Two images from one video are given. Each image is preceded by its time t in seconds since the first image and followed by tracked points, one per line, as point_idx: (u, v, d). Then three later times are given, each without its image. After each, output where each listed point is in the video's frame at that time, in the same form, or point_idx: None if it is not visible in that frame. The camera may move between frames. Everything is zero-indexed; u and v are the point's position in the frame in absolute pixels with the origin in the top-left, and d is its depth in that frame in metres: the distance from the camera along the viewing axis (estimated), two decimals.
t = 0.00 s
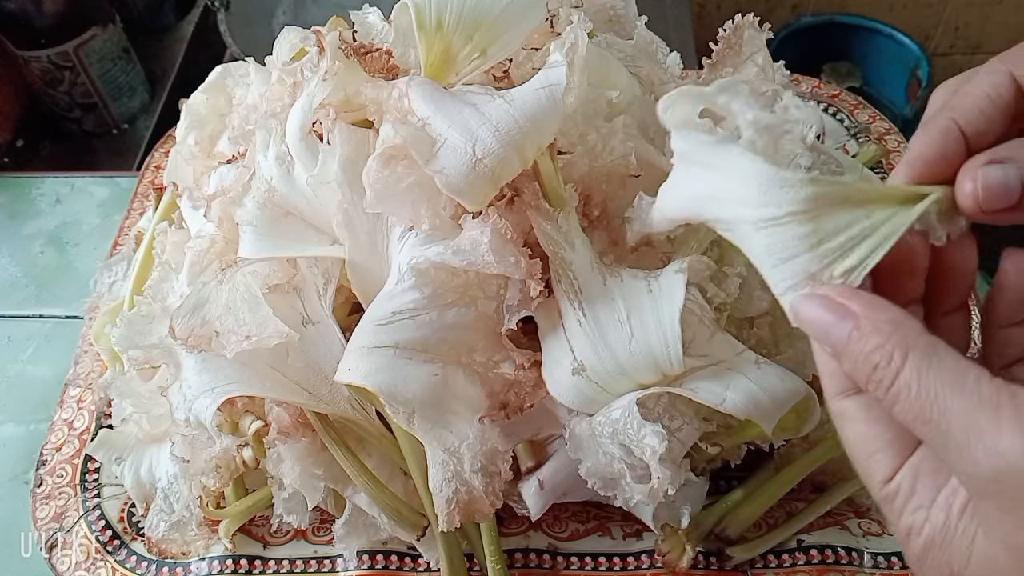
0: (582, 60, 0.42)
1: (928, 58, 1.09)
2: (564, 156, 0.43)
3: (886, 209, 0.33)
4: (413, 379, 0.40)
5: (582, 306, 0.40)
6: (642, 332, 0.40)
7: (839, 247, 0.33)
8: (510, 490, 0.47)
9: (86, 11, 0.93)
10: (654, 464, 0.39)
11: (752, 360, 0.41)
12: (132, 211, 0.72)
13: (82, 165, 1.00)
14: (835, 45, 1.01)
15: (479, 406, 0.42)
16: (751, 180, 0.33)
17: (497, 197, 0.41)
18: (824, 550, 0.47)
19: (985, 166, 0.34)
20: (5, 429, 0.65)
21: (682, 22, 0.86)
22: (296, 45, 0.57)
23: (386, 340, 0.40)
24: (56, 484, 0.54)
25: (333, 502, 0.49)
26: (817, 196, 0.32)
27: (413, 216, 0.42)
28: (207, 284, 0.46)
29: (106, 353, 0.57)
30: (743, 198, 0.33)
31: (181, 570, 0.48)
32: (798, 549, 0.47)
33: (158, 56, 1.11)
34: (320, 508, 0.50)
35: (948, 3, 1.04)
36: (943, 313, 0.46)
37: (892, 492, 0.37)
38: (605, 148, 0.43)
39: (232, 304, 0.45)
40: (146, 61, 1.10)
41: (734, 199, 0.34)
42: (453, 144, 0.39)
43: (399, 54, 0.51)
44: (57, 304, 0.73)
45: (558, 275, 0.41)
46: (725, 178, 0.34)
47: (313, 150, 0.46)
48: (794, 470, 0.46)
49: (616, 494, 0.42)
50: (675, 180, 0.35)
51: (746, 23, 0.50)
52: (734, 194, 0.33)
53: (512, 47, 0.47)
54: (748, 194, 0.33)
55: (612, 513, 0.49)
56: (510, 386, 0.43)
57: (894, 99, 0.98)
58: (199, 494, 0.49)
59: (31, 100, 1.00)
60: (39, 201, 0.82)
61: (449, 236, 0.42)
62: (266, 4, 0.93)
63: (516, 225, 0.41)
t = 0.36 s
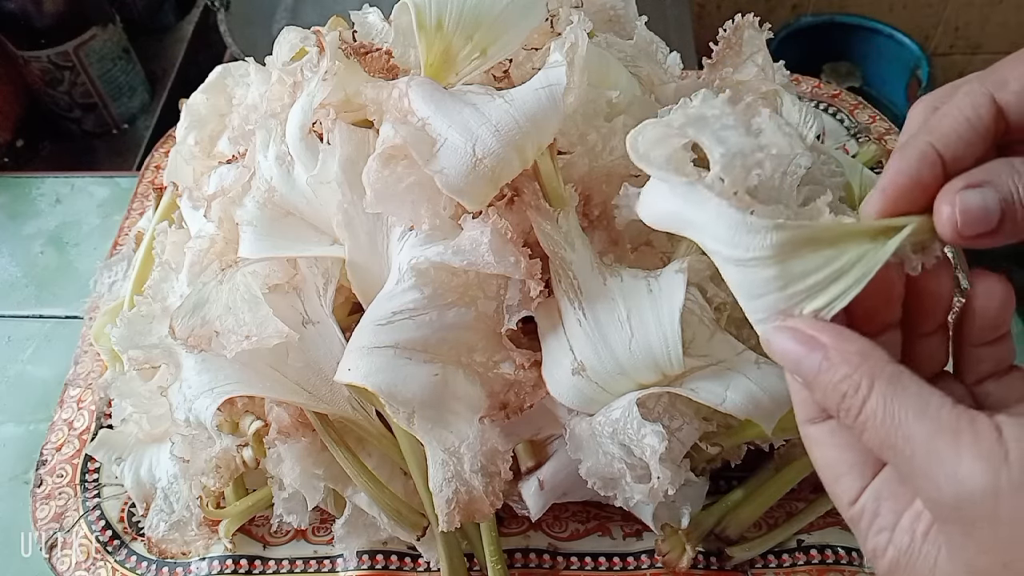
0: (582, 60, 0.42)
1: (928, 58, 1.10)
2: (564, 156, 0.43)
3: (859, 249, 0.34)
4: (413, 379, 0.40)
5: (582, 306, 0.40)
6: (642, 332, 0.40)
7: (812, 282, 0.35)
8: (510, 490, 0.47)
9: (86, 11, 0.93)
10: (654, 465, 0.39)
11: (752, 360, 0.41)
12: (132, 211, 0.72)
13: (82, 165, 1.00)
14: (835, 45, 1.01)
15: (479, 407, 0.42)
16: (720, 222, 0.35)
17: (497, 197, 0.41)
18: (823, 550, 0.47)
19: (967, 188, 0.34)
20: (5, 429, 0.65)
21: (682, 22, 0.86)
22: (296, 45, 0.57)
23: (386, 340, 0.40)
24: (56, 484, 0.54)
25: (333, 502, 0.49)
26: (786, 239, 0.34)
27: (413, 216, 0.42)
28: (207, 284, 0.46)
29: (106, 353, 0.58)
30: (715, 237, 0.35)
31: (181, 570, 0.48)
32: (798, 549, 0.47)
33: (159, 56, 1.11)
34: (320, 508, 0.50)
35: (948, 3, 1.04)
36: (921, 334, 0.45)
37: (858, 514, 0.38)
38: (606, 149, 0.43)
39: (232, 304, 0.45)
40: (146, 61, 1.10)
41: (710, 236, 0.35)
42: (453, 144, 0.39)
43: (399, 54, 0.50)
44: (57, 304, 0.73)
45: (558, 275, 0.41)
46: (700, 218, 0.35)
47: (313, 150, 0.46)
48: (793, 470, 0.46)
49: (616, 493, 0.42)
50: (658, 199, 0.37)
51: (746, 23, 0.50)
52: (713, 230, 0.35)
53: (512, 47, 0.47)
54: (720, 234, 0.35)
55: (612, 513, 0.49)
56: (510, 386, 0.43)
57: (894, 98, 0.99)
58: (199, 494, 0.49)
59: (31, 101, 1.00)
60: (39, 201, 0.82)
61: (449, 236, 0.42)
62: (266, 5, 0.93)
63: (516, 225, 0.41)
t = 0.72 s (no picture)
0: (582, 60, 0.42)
1: (928, 58, 1.10)
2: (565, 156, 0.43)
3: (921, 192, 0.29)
4: (413, 379, 0.40)
5: (582, 306, 0.40)
6: (642, 332, 0.40)
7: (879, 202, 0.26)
8: (510, 490, 0.47)
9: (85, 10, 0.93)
10: (654, 465, 0.39)
11: (752, 360, 0.41)
12: (132, 211, 0.72)
13: (82, 165, 1.00)
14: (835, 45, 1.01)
15: (480, 406, 0.42)
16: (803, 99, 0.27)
17: (497, 197, 0.41)
18: (823, 550, 0.47)
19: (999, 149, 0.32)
20: (5, 429, 0.65)
21: (682, 22, 0.86)
22: (296, 44, 0.57)
23: (385, 340, 0.40)
24: (56, 484, 0.54)
25: (333, 502, 0.49)
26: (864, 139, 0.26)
27: (413, 216, 0.42)
28: (207, 284, 0.46)
29: (106, 353, 0.57)
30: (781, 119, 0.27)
31: (181, 570, 0.48)
32: (798, 549, 0.47)
33: (158, 56, 1.11)
34: (320, 508, 0.50)
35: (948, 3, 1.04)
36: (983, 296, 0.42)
37: (874, 452, 0.31)
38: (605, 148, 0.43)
39: (232, 304, 0.45)
40: (146, 61, 1.10)
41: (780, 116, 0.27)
42: (453, 144, 0.39)
43: (399, 54, 0.50)
44: (57, 304, 0.73)
45: (558, 275, 0.41)
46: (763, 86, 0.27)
47: (313, 150, 0.46)
48: (794, 470, 0.46)
49: (616, 493, 0.42)
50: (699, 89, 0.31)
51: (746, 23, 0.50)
52: (782, 105, 0.27)
53: (512, 47, 0.47)
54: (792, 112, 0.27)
55: (612, 513, 0.49)
56: (510, 386, 0.43)
57: (894, 98, 0.98)
58: (199, 494, 0.49)
59: (31, 100, 1.00)
60: (40, 201, 0.82)
61: (449, 236, 0.42)
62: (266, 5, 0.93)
63: (516, 225, 0.41)
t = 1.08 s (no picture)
0: (582, 60, 0.42)
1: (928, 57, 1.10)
2: (564, 156, 0.43)
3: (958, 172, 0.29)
4: (413, 379, 0.40)
5: (582, 306, 0.40)
6: (642, 332, 0.40)
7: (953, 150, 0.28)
8: (510, 490, 0.47)
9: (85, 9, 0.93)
10: (654, 464, 0.39)
11: (752, 360, 0.41)
12: (132, 211, 0.72)
13: (82, 165, 1.00)
14: (835, 45, 1.01)
15: (480, 407, 0.42)
16: None
17: (497, 197, 0.41)
18: (823, 550, 0.47)
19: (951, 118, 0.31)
20: (5, 429, 0.65)
21: (682, 22, 0.86)
22: (296, 44, 0.57)
23: (385, 340, 0.40)
24: (56, 484, 0.54)
25: (332, 502, 0.49)
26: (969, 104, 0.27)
27: (413, 216, 0.42)
28: (207, 284, 0.46)
29: (106, 353, 0.57)
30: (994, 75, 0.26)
31: (181, 570, 0.48)
32: (798, 548, 0.47)
33: (159, 55, 1.11)
34: (320, 508, 0.50)
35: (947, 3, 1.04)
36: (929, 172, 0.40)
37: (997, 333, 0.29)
38: (605, 148, 0.43)
39: (232, 304, 0.45)
40: (146, 61, 1.10)
41: None
42: (453, 144, 0.39)
43: (399, 54, 0.50)
44: (57, 304, 0.73)
45: (558, 275, 0.41)
46: None
47: (313, 150, 0.46)
48: (794, 470, 0.46)
49: (616, 493, 0.42)
50: None
51: (746, 23, 0.50)
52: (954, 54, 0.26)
53: (512, 46, 0.47)
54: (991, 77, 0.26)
55: (613, 513, 0.49)
56: (510, 386, 0.43)
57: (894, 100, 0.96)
58: (199, 494, 0.49)
59: (31, 100, 1.00)
60: (39, 201, 0.82)
61: (449, 236, 0.42)
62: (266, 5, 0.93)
63: (516, 225, 0.41)
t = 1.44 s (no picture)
0: (582, 60, 0.42)
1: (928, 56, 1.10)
2: (564, 156, 0.43)
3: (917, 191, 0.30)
4: (413, 379, 0.40)
5: (582, 306, 0.40)
6: (642, 332, 0.40)
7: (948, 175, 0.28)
8: (510, 490, 0.47)
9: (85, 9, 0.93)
10: (654, 465, 0.39)
11: (752, 360, 0.41)
12: (132, 211, 0.72)
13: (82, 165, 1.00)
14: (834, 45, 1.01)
15: (480, 407, 0.41)
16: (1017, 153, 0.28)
17: (497, 197, 0.41)
18: (824, 550, 0.47)
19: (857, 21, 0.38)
20: (5, 429, 0.65)
21: (682, 22, 0.86)
22: (296, 44, 0.57)
23: (385, 340, 0.40)
24: (56, 484, 0.54)
25: (333, 502, 0.49)
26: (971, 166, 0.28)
27: (413, 216, 0.42)
28: (207, 284, 0.46)
29: (106, 353, 0.58)
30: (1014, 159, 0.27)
31: (181, 570, 0.48)
32: (798, 548, 0.47)
33: (159, 55, 1.11)
34: (320, 508, 0.50)
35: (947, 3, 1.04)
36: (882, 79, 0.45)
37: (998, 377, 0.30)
38: (605, 148, 0.43)
39: (232, 304, 0.45)
40: (146, 61, 1.10)
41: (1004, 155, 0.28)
42: (453, 144, 0.39)
43: (399, 54, 0.50)
44: (57, 304, 0.73)
45: (558, 275, 0.41)
46: None
47: (313, 150, 0.46)
48: (794, 470, 0.47)
49: (616, 494, 0.42)
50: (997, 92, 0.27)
51: (746, 23, 0.50)
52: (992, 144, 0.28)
53: (512, 47, 0.47)
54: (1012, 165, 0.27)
55: (612, 513, 0.49)
56: (510, 386, 0.43)
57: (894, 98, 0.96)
58: (199, 494, 0.49)
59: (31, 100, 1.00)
60: (39, 201, 0.82)
61: (449, 236, 0.42)
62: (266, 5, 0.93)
63: (516, 225, 0.41)
